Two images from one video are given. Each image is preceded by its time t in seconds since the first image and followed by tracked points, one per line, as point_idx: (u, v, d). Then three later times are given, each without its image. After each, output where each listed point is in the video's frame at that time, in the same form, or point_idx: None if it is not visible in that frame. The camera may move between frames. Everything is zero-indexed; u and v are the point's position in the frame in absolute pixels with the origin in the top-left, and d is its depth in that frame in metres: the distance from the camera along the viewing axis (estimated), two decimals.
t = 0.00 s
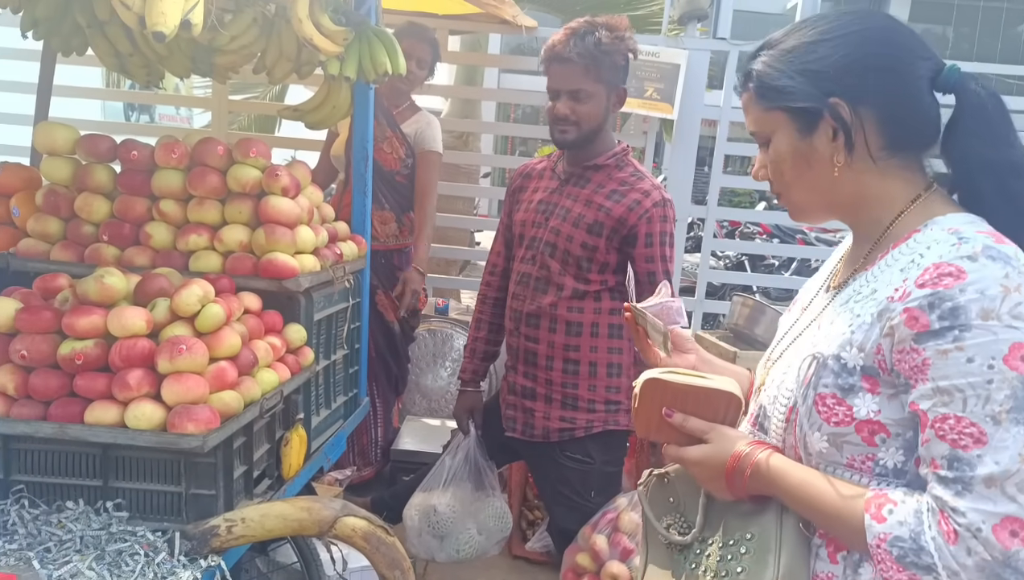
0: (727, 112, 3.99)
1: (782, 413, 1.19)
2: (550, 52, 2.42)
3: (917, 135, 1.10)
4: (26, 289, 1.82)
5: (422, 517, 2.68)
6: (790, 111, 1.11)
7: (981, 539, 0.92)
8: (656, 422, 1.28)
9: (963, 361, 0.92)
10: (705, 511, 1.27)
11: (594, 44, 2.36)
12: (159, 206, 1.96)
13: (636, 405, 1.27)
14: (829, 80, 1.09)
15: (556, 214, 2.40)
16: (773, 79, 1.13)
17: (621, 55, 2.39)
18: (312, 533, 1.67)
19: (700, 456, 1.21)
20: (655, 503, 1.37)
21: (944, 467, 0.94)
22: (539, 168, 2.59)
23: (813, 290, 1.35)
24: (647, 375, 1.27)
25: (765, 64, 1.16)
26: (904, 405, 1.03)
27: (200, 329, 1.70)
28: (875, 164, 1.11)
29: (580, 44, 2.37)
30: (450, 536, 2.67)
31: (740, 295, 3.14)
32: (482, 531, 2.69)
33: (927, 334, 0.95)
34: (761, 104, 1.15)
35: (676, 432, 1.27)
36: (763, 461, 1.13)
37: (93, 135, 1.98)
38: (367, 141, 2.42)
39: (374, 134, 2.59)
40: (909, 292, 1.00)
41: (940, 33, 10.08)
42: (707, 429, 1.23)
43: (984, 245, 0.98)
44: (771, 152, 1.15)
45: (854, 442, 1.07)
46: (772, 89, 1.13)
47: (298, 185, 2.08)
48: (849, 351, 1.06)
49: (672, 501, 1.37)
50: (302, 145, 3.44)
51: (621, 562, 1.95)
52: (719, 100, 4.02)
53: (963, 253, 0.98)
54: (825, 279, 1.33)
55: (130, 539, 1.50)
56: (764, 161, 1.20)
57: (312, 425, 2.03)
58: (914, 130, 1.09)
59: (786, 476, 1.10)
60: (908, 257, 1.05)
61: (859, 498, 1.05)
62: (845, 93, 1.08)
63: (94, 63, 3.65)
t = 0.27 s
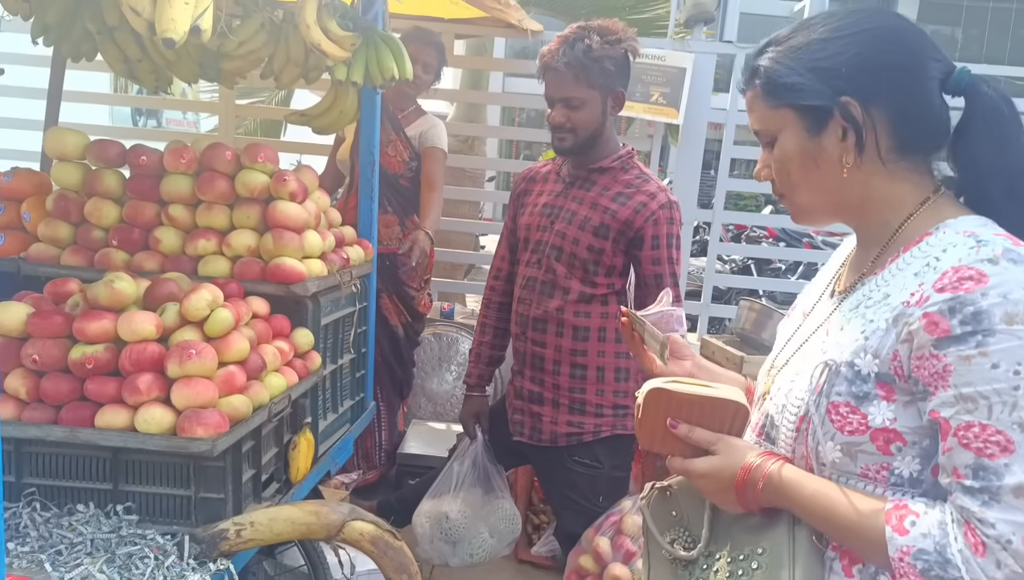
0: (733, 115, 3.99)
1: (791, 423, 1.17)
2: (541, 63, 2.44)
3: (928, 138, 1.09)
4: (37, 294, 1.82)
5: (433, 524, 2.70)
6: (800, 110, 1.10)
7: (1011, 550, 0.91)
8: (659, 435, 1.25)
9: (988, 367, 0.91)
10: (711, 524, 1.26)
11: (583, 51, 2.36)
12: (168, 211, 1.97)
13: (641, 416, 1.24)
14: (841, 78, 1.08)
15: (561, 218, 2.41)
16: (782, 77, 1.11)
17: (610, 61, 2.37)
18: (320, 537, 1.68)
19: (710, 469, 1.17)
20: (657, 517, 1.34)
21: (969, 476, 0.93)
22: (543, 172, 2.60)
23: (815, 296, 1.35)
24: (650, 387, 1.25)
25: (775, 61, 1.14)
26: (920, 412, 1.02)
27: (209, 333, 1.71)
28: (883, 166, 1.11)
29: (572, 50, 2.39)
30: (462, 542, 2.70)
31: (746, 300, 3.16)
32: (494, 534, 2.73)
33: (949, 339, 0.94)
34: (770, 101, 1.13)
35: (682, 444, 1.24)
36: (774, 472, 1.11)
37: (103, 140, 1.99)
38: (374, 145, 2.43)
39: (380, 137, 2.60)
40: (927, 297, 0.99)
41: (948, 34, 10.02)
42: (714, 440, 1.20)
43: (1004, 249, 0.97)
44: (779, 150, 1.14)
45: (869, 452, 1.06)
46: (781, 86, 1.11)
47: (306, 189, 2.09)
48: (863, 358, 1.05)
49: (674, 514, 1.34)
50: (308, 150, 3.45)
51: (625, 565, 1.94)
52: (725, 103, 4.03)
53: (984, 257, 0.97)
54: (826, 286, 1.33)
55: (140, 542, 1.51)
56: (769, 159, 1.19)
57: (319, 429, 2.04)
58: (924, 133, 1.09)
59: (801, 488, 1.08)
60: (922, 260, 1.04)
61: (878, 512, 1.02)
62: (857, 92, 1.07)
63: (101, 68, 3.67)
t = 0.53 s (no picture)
0: (740, 117, 3.97)
1: (788, 429, 1.14)
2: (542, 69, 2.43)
3: (930, 140, 1.03)
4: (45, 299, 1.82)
5: (442, 530, 2.73)
6: (798, 102, 1.07)
7: (1015, 562, 0.86)
8: (654, 443, 1.23)
9: (989, 371, 0.86)
10: (709, 534, 1.24)
11: (585, 55, 2.35)
12: (175, 215, 1.97)
13: (634, 425, 1.23)
14: (842, 74, 1.03)
15: (566, 222, 2.40)
16: (786, 63, 1.08)
17: (612, 64, 2.37)
18: (328, 541, 1.68)
19: (704, 478, 1.15)
20: (655, 529, 1.32)
21: (969, 484, 0.89)
22: (548, 176, 2.59)
23: (815, 298, 1.32)
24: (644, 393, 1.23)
25: (785, 47, 1.09)
26: (920, 418, 0.98)
27: (217, 338, 1.71)
28: (877, 168, 1.06)
29: (572, 55, 2.37)
30: (471, 548, 2.75)
31: (753, 302, 3.17)
32: (502, 540, 2.76)
33: (948, 343, 0.90)
34: (772, 88, 1.10)
35: (677, 453, 1.22)
36: (770, 480, 1.08)
37: (110, 145, 1.99)
38: (380, 149, 2.42)
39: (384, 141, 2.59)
40: (925, 300, 0.94)
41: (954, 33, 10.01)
42: (710, 449, 1.18)
43: (1005, 248, 0.92)
44: (774, 141, 1.11)
45: (868, 458, 1.02)
46: (784, 73, 1.08)
47: (312, 193, 2.09)
48: (860, 362, 1.01)
49: (673, 525, 1.32)
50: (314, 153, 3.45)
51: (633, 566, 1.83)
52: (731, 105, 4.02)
53: (984, 258, 0.92)
54: (827, 287, 1.30)
55: (149, 547, 1.52)
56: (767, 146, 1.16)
57: (327, 433, 2.04)
58: (925, 137, 1.03)
59: (799, 497, 1.05)
60: (922, 261, 1.00)
61: (877, 521, 0.98)
62: (857, 89, 1.02)
63: (107, 73, 3.67)
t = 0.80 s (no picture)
0: (749, 117, 3.96)
1: (785, 435, 1.13)
2: (550, 72, 2.44)
3: (935, 143, 1.00)
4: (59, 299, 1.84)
5: (447, 528, 2.74)
6: (802, 95, 1.06)
7: None
8: (651, 447, 1.27)
9: (985, 384, 0.84)
10: (708, 541, 1.23)
11: (593, 56, 2.36)
12: (188, 216, 1.99)
13: (630, 427, 1.27)
14: (846, 70, 1.01)
15: (575, 224, 2.41)
16: (795, 55, 1.07)
17: (621, 64, 2.38)
18: (340, 541, 1.68)
19: (699, 483, 1.17)
20: (654, 534, 1.31)
21: (964, 499, 0.86)
22: (557, 177, 2.59)
23: (820, 300, 1.31)
24: (642, 397, 1.28)
25: (799, 39, 1.08)
26: (917, 428, 0.96)
27: (230, 338, 1.72)
28: (880, 168, 1.04)
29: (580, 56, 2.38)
30: (475, 547, 2.76)
31: (763, 304, 3.16)
32: (507, 541, 2.77)
33: (944, 353, 0.88)
34: (782, 79, 1.10)
35: (673, 458, 1.25)
36: (764, 488, 1.09)
37: (124, 146, 2.01)
38: (390, 150, 2.43)
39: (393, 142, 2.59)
40: (923, 307, 0.92)
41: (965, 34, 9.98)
42: (706, 454, 1.21)
43: (1007, 255, 0.89)
44: (779, 133, 1.11)
45: (864, 467, 1.00)
46: (792, 62, 1.08)
47: (323, 194, 2.09)
48: (857, 369, 1.00)
49: (672, 530, 1.31)
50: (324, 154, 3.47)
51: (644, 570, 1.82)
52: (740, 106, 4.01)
53: (984, 265, 0.90)
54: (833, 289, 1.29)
55: (162, 545, 1.54)
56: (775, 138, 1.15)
57: (337, 433, 2.05)
58: (930, 139, 1.00)
59: (790, 506, 1.05)
60: (923, 266, 0.98)
61: (869, 532, 0.97)
62: (859, 87, 1.00)
63: (119, 75, 3.70)
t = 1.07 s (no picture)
0: (773, 118, 3.94)
1: (798, 439, 1.12)
2: (573, 73, 2.44)
3: (968, 138, 0.96)
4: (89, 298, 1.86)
5: (466, 527, 2.75)
6: (827, 97, 1.02)
7: None
8: (662, 446, 1.25)
9: (992, 393, 0.79)
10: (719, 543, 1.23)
11: (615, 57, 2.36)
12: (216, 217, 2.02)
13: (642, 424, 1.26)
14: (872, 67, 0.97)
15: (598, 225, 2.41)
16: (813, 59, 1.04)
17: (643, 65, 2.37)
18: (364, 539, 1.70)
19: (708, 485, 1.17)
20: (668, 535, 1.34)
21: (966, 513, 0.82)
22: (580, 179, 2.60)
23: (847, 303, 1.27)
24: (655, 395, 1.26)
25: (813, 43, 1.05)
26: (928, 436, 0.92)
27: (256, 337, 1.74)
28: (913, 167, 1.00)
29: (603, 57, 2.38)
30: (494, 547, 2.77)
31: (788, 307, 3.13)
32: (525, 542, 2.79)
33: (951, 359, 0.83)
34: (801, 86, 1.06)
35: (685, 457, 1.24)
36: (769, 492, 1.07)
37: (153, 147, 2.04)
38: (414, 151, 2.44)
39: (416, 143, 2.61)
40: (935, 312, 0.88)
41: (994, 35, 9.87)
42: (716, 455, 1.20)
43: None
44: (804, 140, 1.06)
45: (873, 474, 0.97)
46: (810, 68, 1.04)
47: (348, 195, 2.11)
48: (868, 373, 0.96)
49: (687, 531, 1.34)
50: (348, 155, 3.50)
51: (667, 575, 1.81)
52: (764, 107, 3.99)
53: (1001, 270, 0.85)
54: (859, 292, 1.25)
55: (189, 541, 1.56)
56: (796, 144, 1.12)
57: (360, 432, 2.07)
58: (963, 134, 0.96)
59: (795, 510, 1.03)
60: (941, 271, 0.94)
61: (871, 542, 0.93)
62: (889, 83, 0.96)
63: (148, 78, 3.76)
